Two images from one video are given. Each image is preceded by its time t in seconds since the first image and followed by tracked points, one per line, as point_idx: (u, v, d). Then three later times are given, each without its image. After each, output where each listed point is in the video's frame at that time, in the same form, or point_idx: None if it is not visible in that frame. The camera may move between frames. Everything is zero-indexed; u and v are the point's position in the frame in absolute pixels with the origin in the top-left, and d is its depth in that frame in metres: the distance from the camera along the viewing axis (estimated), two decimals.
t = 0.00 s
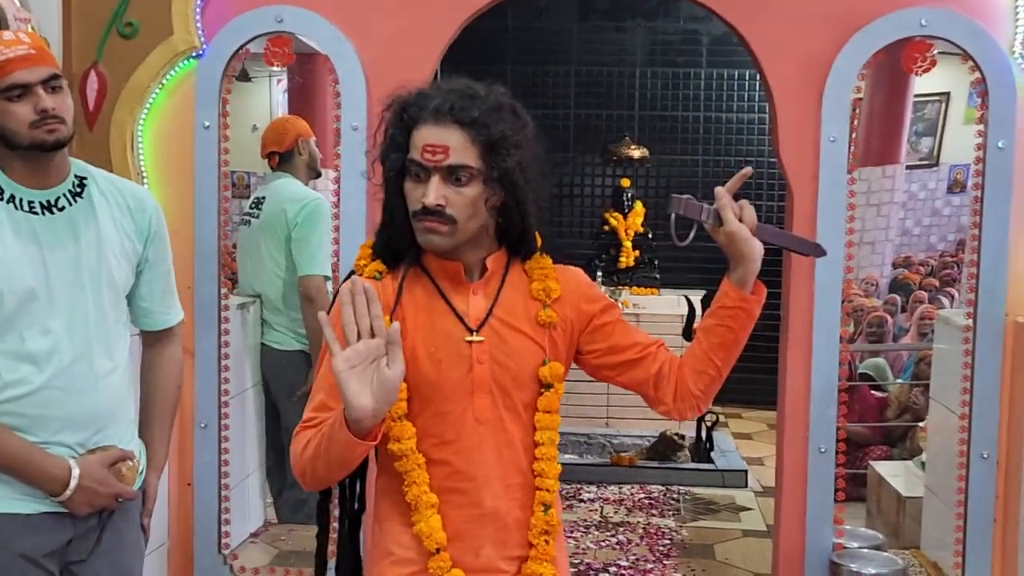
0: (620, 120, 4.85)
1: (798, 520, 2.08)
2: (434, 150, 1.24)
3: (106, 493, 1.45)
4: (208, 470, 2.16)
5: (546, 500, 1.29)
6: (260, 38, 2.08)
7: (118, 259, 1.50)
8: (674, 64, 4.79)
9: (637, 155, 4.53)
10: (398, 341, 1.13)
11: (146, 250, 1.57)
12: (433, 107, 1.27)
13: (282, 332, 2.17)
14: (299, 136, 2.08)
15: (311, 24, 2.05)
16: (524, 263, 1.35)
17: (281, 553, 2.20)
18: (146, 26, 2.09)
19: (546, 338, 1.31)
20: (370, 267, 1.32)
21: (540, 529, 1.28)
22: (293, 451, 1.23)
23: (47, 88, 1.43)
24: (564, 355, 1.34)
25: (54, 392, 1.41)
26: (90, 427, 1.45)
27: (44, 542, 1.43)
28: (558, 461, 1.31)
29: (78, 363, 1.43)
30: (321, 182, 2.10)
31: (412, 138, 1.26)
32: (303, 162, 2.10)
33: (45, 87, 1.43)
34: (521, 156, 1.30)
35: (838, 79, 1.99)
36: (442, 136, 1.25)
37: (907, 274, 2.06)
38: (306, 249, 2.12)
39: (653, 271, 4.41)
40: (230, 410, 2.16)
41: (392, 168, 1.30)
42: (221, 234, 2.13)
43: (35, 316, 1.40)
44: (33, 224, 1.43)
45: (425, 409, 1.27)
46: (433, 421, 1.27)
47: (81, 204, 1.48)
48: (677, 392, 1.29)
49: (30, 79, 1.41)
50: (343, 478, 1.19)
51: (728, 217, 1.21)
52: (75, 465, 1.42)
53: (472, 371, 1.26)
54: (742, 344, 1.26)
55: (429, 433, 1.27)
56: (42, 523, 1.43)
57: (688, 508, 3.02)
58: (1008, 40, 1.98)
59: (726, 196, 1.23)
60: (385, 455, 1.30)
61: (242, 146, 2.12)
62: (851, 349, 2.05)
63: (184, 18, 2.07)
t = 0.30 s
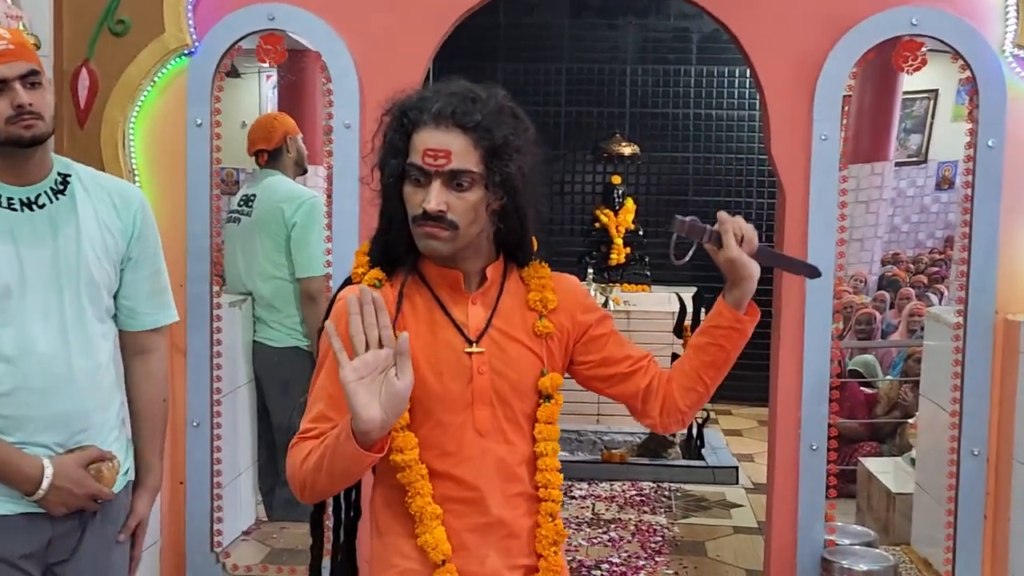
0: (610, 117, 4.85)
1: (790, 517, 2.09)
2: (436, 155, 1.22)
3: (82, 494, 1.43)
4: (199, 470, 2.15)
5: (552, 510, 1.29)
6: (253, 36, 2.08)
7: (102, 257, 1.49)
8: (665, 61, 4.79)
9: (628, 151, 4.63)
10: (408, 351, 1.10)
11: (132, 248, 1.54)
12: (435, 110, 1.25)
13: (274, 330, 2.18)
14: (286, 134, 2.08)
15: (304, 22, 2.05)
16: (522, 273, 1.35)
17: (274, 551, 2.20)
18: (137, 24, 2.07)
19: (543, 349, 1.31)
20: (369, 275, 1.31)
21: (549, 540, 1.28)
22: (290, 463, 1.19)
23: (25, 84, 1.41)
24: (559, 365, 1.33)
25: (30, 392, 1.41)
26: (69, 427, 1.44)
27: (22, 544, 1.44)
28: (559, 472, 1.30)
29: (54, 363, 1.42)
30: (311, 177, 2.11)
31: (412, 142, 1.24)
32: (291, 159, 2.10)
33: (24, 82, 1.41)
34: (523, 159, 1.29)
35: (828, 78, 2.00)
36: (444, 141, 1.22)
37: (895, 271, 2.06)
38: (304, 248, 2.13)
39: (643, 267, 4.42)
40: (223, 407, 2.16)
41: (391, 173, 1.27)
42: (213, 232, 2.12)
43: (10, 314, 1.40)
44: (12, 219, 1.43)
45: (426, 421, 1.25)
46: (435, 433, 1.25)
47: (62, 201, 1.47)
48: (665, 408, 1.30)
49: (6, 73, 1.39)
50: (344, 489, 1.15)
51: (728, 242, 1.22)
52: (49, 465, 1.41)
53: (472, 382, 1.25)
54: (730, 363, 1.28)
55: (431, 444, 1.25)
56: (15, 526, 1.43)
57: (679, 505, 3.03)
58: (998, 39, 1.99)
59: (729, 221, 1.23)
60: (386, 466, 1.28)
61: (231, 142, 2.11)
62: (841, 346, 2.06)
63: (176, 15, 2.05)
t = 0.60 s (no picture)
0: (599, 113, 4.85)
1: (781, 512, 2.10)
2: (443, 150, 1.21)
3: (55, 493, 1.41)
4: (189, 465, 2.14)
5: (554, 514, 1.29)
6: (241, 30, 2.06)
7: (72, 248, 1.46)
8: (653, 56, 4.80)
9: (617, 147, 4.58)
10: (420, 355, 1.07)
11: (108, 237, 1.53)
12: (442, 104, 1.23)
13: (267, 324, 2.16)
14: (272, 130, 2.06)
15: (294, 16, 2.03)
16: (522, 272, 1.34)
17: (263, 548, 2.18)
18: (126, 17, 2.06)
19: (545, 350, 1.30)
20: (368, 274, 1.29)
21: (553, 544, 1.27)
22: (292, 468, 1.14)
23: None
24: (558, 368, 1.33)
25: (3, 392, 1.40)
26: (44, 425, 1.43)
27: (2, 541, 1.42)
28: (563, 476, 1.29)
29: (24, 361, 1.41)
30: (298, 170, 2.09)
31: (419, 136, 1.23)
32: (275, 155, 2.08)
33: None
34: (528, 156, 1.28)
35: (819, 73, 2.01)
36: (452, 136, 1.21)
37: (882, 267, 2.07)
38: (292, 240, 2.11)
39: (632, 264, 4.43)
40: (212, 403, 2.15)
41: (395, 169, 1.25)
42: (203, 228, 2.11)
43: None
44: None
45: (430, 425, 1.23)
46: (438, 436, 1.23)
47: (30, 193, 1.45)
48: (648, 418, 1.33)
49: None
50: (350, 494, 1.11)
51: (733, 279, 1.27)
52: (20, 464, 1.39)
53: (475, 384, 1.23)
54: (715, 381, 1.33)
55: (434, 447, 1.23)
56: None
57: (668, 500, 3.03)
58: (987, 36, 2.00)
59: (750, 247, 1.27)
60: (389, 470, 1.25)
61: (220, 138, 2.09)
62: (831, 341, 2.07)
63: (165, 9, 2.04)
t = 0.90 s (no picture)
0: (586, 109, 4.85)
1: (767, 508, 2.10)
2: (449, 142, 1.19)
3: (32, 493, 1.40)
4: (173, 463, 2.12)
5: (552, 512, 1.29)
6: (226, 25, 2.04)
7: (36, 240, 1.44)
8: (639, 52, 4.80)
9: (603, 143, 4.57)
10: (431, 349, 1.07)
11: (72, 225, 1.51)
12: (449, 95, 1.22)
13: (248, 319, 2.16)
14: (252, 130, 2.06)
15: (279, 10, 2.02)
16: (518, 266, 1.35)
17: (248, 545, 2.17)
18: (110, 11, 2.04)
19: (545, 343, 1.31)
20: (363, 267, 1.25)
21: (552, 544, 1.28)
22: (287, 469, 1.12)
23: None
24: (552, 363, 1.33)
25: None
26: (24, 425, 1.42)
27: None
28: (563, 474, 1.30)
29: None
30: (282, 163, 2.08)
31: (423, 128, 1.21)
32: (256, 155, 2.08)
33: None
34: (530, 149, 1.28)
35: (805, 69, 2.01)
36: (457, 129, 1.20)
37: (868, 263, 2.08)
38: (275, 231, 2.10)
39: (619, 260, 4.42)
40: (197, 400, 2.13)
41: (397, 159, 1.23)
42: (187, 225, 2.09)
43: None
44: None
45: (433, 421, 1.21)
46: (441, 432, 1.22)
47: None
48: (628, 419, 1.35)
49: None
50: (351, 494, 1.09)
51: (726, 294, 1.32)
52: None
53: (478, 377, 1.22)
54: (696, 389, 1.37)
55: (437, 445, 1.22)
56: None
57: (654, 496, 3.04)
58: (972, 32, 2.01)
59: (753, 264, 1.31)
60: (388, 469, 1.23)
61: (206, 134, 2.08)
62: (816, 337, 2.08)
63: (149, 4, 2.02)
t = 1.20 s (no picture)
0: (569, 107, 4.85)
1: (746, 505, 2.11)
2: (453, 134, 1.19)
3: (35, 493, 1.41)
4: (153, 460, 2.11)
5: (549, 514, 1.28)
6: (206, 21, 2.03)
7: (35, 239, 1.44)
8: (622, 50, 4.81)
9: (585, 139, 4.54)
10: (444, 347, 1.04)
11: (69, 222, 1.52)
12: (453, 85, 1.21)
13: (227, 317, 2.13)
14: (248, 127, 2.05)
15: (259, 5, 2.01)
16: (507, 262, 1.36)
17: (228, 544, 2.16)
18: (88, 8, 2.03)
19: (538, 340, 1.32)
20: (358, 265, 1.22)
21: (550, 547, 1.27)
22: (283, 473, 1.07)
23: None
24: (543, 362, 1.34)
25: None
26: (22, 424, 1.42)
27: None
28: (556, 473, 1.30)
29: None
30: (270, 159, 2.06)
31: (424, 119, 1.20)
32: (251, 151, 2.06)
33: None
34: (528, 146, 1.28)
35: (785, 67, 2.02)
36: (460, 120, 1.20)
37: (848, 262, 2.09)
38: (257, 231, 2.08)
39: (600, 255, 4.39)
40: (176, 398, 2.12)
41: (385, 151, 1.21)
42: (167, 222, 2.07)
43: None
44: None
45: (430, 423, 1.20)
46: (440, 434, 1.20)
47: None
48: (599, 420, 1.37)
49: None
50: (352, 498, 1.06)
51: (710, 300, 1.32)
52: None
53: (477, 376, 1.22)
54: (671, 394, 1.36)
55: (436, 448, 1.21)
56: None
57: (637, 493, 3.04)
58: (952, 31, 2.02)
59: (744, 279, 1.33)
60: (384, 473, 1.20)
61: (187, 132, 2.06)
62: (798, 335, 2.09)
63: None
